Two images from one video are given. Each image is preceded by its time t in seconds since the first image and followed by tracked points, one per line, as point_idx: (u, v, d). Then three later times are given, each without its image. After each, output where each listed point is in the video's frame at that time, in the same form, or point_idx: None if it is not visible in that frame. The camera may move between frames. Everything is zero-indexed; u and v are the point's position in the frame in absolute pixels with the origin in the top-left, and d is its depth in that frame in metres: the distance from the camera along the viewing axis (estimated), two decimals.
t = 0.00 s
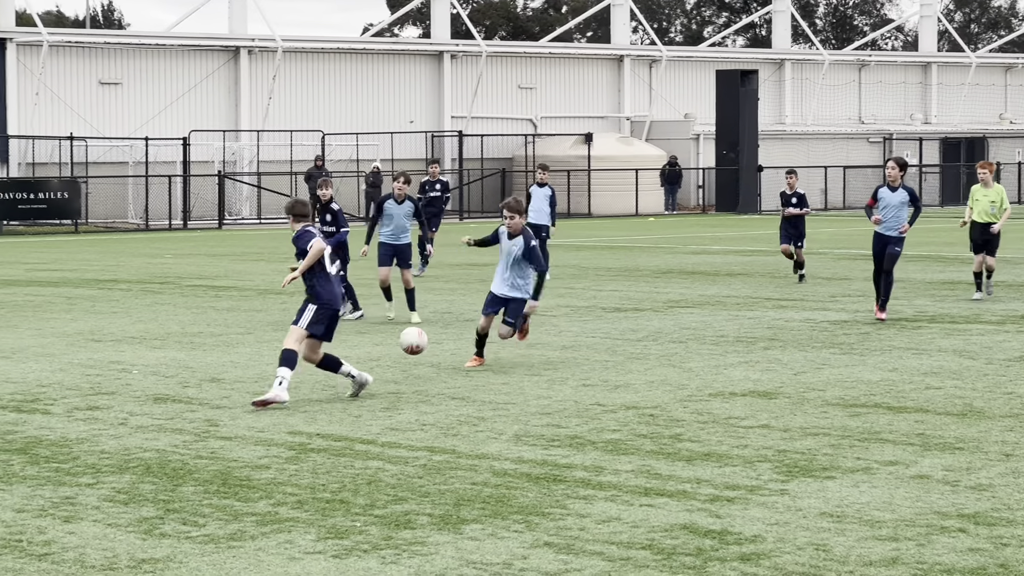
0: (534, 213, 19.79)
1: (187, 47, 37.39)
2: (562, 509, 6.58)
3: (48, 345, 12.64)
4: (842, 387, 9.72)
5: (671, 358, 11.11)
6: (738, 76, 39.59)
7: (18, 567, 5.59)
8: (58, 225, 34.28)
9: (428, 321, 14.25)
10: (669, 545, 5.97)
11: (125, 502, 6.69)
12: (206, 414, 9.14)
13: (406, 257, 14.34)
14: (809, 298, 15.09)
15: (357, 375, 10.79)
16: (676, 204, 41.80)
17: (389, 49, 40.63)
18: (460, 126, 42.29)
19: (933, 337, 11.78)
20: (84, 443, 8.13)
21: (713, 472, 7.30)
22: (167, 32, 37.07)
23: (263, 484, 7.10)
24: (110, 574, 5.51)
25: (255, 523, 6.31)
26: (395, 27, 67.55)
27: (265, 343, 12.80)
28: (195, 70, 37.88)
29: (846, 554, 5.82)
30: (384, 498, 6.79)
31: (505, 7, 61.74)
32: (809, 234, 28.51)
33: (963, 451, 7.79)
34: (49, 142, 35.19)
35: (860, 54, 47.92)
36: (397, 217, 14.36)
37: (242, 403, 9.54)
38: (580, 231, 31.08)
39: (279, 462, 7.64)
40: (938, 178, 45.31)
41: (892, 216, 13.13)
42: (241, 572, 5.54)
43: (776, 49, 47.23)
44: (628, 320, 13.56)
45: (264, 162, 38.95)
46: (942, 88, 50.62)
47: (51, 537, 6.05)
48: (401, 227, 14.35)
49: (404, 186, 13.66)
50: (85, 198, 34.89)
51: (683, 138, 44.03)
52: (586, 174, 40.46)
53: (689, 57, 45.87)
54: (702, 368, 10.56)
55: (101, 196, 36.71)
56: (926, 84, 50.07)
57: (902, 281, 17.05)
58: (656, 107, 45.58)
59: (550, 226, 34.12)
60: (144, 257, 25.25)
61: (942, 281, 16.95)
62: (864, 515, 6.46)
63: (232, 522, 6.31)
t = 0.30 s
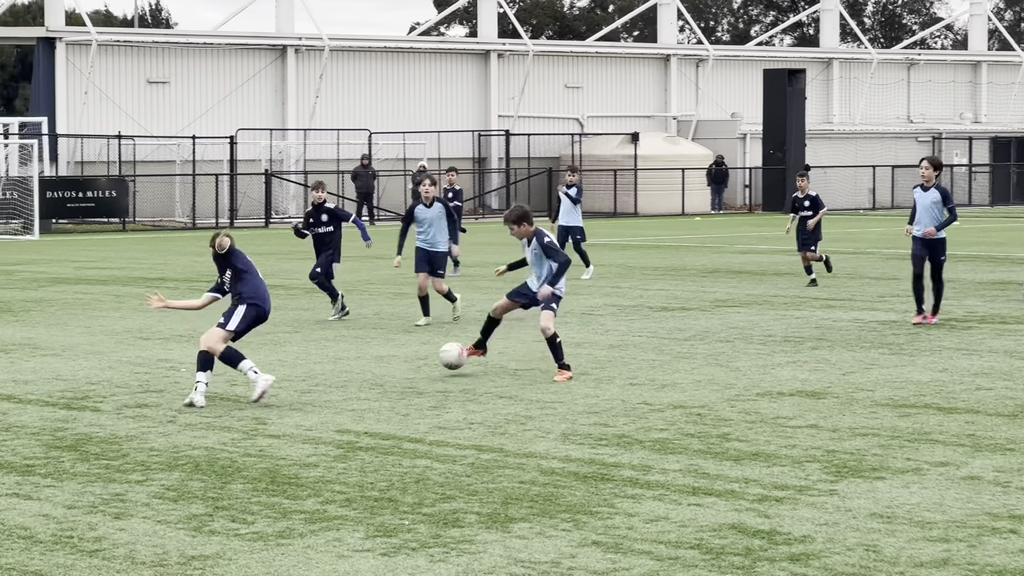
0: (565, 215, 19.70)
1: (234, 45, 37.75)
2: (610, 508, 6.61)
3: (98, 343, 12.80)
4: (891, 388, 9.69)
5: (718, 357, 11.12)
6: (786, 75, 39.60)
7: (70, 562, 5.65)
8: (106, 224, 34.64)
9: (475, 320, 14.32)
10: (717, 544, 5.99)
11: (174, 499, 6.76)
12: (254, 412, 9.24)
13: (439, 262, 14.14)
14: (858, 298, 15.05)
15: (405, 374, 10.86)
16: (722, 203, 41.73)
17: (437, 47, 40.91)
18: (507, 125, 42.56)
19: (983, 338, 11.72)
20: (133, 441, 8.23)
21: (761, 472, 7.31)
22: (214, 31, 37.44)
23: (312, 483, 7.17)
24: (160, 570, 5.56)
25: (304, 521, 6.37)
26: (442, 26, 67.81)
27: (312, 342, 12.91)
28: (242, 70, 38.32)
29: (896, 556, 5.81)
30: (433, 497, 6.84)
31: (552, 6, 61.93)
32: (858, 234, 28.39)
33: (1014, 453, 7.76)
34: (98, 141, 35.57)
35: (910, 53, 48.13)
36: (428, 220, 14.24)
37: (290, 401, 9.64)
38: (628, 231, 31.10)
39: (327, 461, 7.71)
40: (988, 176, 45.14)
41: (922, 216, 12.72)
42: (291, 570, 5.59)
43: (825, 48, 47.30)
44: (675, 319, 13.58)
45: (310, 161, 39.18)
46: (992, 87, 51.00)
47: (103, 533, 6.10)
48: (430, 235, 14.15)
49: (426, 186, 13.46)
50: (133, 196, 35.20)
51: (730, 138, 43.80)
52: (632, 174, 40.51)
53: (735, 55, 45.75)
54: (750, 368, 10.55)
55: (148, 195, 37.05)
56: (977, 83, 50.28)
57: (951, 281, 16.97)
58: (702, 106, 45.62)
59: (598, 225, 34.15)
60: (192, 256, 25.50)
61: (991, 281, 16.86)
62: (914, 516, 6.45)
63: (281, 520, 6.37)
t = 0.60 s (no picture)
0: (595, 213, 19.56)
1: (275, 43, 38.05)
2: (650, 506, 6.64)
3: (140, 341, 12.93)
4: (933, 387, 9.66)
5: (759, 356, 11.12)
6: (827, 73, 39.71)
7: (112, 558, 5.71)
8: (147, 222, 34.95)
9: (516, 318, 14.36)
10: (758, 544, 6.00)
11: (215, 497, 6.83)
12: (295, 410, 9.31)
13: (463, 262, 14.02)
14: (901, 297, 14.98)
15: (445, 372, 10.89)
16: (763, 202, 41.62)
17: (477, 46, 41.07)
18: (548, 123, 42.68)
19: None
20: (174, 438, 8.32)
21: (802, 471, 7.31)
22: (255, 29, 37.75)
23: (352, 480, 7.23)
24: (202, 567, 5.61)
25: (345, 519, 6.42)
26: (482, 24, 67.97)
27: (353, 340, 12.99)
28: (282, 68, 38.58)
29: (939, 556, 5.80)
30: (473, 495, 6.89)
31: (592, 5, 62.01)
32: (900, 233, 28.24)
33: None
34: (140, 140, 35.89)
35: (952, 51, 48.08)
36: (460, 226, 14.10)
37: (330, 399, 9.72)
38: (669, 230, 31.09)
39: (367, 459, 7.77)
40: None
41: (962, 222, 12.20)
42: (333, 567, 5.64)
43: (867, 46, 47.26)
44: (717, 318, 13.58)
45: (350, 159, 39.40)
46: None
47: (144, 530, 6.17)
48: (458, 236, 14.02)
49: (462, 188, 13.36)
50: (173, 194, 35.49)
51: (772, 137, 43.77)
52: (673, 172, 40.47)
53: (777, 54, 45.65)
54: (791, 368, 10.53)
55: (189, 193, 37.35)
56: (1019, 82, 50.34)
57: (994, 280, 16.88)
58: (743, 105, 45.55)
59: (640, 224, 34.13)
60: (233, 254, 25.67)
61: None
62: (956, 516, 6.43)
63: (322, 518, 6.42)
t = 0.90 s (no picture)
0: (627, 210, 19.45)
1: (309, 43, 38.23)
2: (683, 506, 6.65)
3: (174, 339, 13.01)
4: (968, 387, 9.62)
5: (793, 356, 11.11)
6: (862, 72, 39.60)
7: (145, 556, 5.77)
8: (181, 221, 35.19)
9: (552, 316, 14.40)
10: (791, 544, 6.00)
11: (249, 495, 6.88)
12: (328, 409, 9.37)
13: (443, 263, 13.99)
14: (935, 297, 14.92)
15: (478, 371, 10.93)
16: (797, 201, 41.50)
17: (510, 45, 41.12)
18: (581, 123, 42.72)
19: None
20: (207, 436, 8.39)
21: (836, 472, 7.30)
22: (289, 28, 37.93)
23: (385, 480, 7.27)
24: (236, 565, 5.65)
25: (378, 517, 6.45)
26: (514, 23, 68.04)
27: (386, 339, 13.04)
28: (315, 67, 38.75)
29: (973, 556, 5.80)
30: (506, 495, 6.91)
31: (626, 4, 61.98)
32: (934, 232, 28.11)
33: None
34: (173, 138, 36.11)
35: (988, 50, 48.00)
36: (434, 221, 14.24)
37: (363, 398, 9.77)
38: (702, 229, 31.01)
39: (401, 458, 7.81)
40: None
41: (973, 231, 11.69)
42: (366, 566, 5.68)
43: (901, 45, 47.14)
44: (749, 317, 13.55)
45: (384, 158, 39.55)
46: None
47: (178, 528, 6.22)
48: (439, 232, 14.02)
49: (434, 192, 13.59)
50: (208, 193, 35.70)
51: (805, 136, 43.77)
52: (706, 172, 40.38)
53: (811, 53, 45.57)
54: (824, 367, 10.51)
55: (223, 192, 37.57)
56: None
57: None
58: (777, 103, 45.46)
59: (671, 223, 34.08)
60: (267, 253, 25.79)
61: None
62: (991, 517, 6.42)
63: (355, 517, 6.47)
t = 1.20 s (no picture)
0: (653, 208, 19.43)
1: (336, 42, 38.34)
2: (710, 505, 6.66)
3: (200, 338, 13.07)
4: (996, 388, 9.59)
5: (819, 356, 11.09)
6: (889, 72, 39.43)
7: (173, 555, 5.81)
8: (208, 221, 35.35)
9: (578, 316, 14.40)
10: (818, 544, 5.99)
11: (275, 494, 6.92)
12: (354, 408, 9.40)
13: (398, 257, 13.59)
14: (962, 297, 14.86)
15: (505, 371, 10.95)
16: (823, 201, 41.38)
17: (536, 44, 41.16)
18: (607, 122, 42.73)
19: None
20: (234, 435, 8.43)
21: (863, 471, 7.29)
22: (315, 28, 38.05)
23: (412, 479, 7.29)
24: (263, 563, 5.69)
25: (404, 517, 6.48)
26: (540, 23, 68.05)
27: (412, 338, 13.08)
28: (342, 67, 38.88)
29: (1001, 557, 5.78)
30: (532, 494, 6.93)
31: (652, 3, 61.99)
32: (961, 232, 28.00)
33: None
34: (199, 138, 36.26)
35: (1016, 50, 47.84)
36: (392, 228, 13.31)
37: (390, 397, 9.80)
38: (728, 229, 30.95)
39: (427, 457, 7.83)
40: None
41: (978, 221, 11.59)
42: (393, 565, 5.70)
43: (929, 45, 47.03)
44: (775, 317, 13.52)
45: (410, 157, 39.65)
46: None
47: (205, 527, 6.26)
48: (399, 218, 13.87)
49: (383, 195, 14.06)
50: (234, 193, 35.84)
51: (832, 135, 43.64)
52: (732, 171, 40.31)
53: (838, 52, 45.48)
54: (851, 368, 10.49)
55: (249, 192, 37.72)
56: None
57: None
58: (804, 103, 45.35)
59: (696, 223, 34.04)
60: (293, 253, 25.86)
61: None
62: (1019, 517, 6.40)
63: (381, 516, 6.50)
